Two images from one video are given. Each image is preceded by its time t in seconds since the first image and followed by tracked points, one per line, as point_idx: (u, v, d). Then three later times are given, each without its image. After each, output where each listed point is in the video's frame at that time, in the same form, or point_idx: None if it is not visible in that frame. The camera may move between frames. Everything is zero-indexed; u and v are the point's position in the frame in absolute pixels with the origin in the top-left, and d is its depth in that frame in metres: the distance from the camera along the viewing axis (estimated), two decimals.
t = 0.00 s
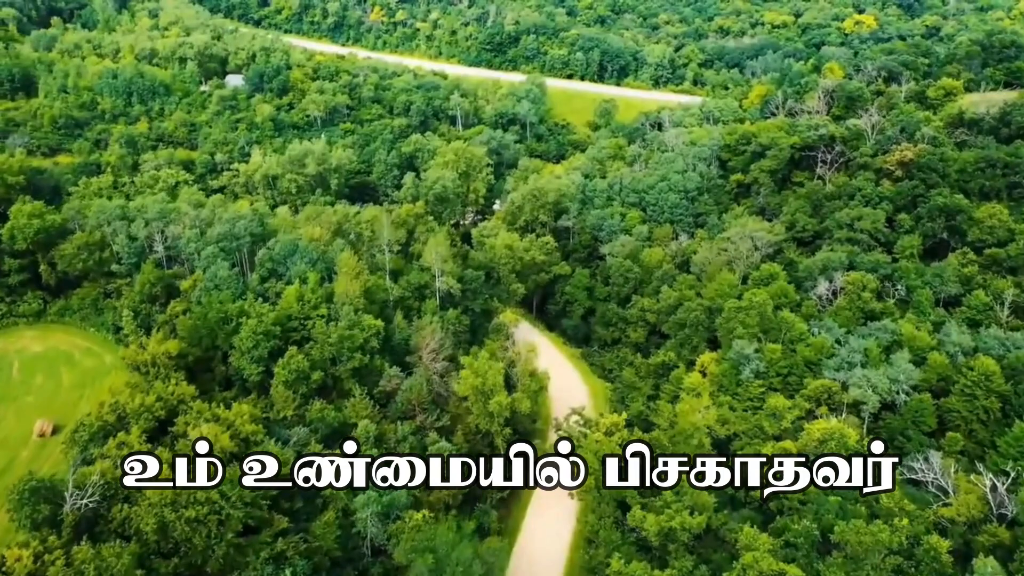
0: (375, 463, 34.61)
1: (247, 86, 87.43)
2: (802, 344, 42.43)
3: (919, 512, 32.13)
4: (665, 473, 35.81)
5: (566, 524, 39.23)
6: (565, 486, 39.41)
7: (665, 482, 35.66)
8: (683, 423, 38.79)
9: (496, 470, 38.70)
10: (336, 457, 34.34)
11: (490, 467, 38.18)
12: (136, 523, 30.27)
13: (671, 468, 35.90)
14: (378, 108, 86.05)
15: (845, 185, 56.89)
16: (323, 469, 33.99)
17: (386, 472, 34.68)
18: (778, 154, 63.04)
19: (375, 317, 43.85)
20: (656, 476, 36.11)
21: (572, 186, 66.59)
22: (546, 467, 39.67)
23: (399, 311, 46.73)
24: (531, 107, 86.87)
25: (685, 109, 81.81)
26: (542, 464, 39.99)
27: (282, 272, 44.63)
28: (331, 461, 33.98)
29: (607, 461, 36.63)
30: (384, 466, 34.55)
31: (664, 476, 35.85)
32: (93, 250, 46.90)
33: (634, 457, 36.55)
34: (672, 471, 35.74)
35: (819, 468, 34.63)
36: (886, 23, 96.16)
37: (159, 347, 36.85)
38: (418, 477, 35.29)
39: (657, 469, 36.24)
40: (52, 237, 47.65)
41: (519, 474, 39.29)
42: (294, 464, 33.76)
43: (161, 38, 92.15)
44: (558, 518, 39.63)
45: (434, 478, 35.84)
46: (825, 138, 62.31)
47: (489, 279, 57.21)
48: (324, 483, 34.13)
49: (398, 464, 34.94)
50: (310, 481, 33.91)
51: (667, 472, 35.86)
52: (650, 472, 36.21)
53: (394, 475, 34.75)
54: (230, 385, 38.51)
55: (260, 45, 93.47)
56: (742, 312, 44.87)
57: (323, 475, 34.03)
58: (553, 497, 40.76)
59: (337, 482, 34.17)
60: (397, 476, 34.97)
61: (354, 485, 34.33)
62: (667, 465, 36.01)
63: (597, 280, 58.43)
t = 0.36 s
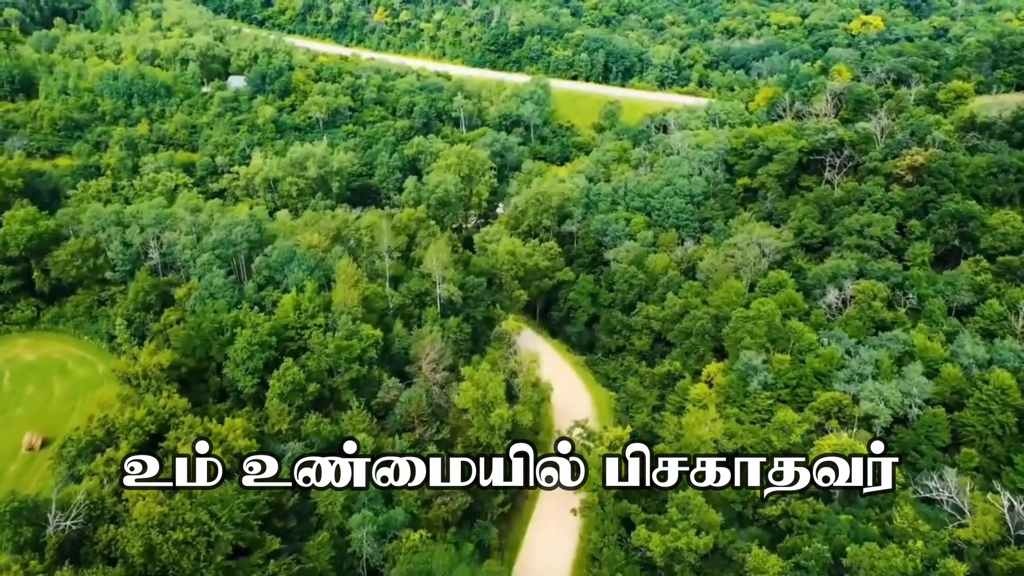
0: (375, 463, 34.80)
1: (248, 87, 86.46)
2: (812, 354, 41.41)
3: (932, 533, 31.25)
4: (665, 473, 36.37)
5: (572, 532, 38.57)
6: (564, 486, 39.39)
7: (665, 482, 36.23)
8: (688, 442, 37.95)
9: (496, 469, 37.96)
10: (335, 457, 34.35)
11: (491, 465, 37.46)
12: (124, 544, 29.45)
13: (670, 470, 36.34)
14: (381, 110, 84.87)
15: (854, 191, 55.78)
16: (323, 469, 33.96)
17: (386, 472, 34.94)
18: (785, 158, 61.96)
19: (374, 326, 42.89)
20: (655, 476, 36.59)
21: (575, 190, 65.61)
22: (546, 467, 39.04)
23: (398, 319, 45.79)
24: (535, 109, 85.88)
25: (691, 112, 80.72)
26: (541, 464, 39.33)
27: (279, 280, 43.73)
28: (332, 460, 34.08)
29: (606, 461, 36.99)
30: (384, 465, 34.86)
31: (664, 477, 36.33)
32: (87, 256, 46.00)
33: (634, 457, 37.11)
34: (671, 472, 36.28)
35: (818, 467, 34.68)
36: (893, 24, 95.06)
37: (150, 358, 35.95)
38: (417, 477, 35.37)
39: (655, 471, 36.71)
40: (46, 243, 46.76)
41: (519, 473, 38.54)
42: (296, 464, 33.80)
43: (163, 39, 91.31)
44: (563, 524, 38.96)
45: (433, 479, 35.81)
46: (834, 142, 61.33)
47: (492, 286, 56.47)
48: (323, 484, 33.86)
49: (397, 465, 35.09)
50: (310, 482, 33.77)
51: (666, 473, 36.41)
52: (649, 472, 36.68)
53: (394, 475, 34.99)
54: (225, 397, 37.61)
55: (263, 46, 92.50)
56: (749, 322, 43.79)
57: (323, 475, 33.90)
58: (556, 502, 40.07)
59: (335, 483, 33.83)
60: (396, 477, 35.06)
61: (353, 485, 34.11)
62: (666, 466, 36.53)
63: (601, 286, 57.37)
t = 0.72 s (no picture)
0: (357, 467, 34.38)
1: (251, 88, 85.53)
2: (822, 365, 40.37)
3: (948, 556, 30.23)
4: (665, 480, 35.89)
5: (574, 544, 37.80)
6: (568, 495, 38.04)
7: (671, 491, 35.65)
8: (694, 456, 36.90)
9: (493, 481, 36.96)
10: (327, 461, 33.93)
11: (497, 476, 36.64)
12: (110, 567, 28.48)
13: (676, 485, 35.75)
14: (385, 111, 83.57)
15: (864, 196, 54.63)
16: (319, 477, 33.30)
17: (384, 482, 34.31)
18: (794, 162, 60.84)
19: (373, 335, 41.91)
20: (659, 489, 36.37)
21: (580, 194, 64.55)
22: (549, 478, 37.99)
23: (399, 328, 44.80)
24: (540, 110, 84.84)
25: (697, 114, 79.59)
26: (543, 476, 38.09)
27: (277, 288, 42.78)
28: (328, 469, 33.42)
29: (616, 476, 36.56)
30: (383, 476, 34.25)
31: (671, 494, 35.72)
32: (82, 262, 45.08)
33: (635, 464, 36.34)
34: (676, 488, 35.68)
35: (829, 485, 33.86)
36: (902, 25, 93.88)
37: (143, 370, 35.05)
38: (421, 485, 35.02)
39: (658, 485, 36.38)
40: (40, 249, 45.93)
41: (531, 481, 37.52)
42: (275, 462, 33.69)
43: (166, 39, 90.56)
44: (564, 538, 38.18)
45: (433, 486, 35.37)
46: (843, 146, 60.25)
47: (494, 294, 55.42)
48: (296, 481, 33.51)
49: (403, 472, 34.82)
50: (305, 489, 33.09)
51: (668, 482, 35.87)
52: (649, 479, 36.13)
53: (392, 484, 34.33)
54: (219, 410, 36.72)
55: (266, 46, 91.64)
56: (758, 332, 42.72)
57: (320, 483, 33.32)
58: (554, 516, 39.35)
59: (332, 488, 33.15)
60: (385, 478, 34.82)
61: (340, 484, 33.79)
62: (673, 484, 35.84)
63: (606, 292, 56.33)
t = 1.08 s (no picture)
0: (365, 475, 33.62)
1: (257, 89, 84.70)
2: (834, 377, 39.40)
3: None
4: (692, 483, 35.62)
5: (578, 560, 37.12)
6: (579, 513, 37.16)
7: (706, 495, 35.23)
8: (706, 460, 36.77)
9: (497, 484, 36.58)
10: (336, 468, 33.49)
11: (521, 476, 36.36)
12: None
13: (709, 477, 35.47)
14: (391, 112, 82.78)
15: (877, 202, 53.61)
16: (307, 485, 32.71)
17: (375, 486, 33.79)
18: (805, 166, 59.89)
19: (376, 344, 41.10)
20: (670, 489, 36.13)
21: (587, 198, 63.61)
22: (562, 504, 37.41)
23: (402, 336, 43.95)
24: (547, 111, 83.88)
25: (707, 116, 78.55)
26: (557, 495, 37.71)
27: (278, 295, 41.97)
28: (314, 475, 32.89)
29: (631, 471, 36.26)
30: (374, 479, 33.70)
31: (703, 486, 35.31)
32: (81, 268, 44.37)
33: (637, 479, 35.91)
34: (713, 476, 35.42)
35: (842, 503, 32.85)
36: (913, 26, 92.72)
37: (138, 381, 34.31)
38: (446, 496, 34.68)
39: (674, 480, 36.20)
40: (39, 254, 45.23)
41: (555, 489, 37.38)
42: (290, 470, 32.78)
43: (173, 40, 90.00)
44: (568, 553, 37.48)
45: (450, 499, 34.81)
46: (856, 150, 59.22)
47: (500, 300, 54.35)
48: (301, 500, 32.49)
49: (426, 479, 34.67)
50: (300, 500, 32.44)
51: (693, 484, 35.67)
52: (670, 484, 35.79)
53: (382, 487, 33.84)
54: (217, 421, 35.92)
55: (272, 47, 90.93)
56: (769, 341, 41.68)
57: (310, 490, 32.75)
58: (561, 528, 38.71)
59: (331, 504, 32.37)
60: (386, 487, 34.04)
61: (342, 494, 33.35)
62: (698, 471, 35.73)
63: (614, 298, 55.40)
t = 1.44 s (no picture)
0: (364, 415, 34.69)
1: (267, 90, 83.81)
2: (852, 392, 38.34)
3: None
4: (724, 493, 34.71)
5: None
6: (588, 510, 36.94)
7: (706, 434, 38.98)
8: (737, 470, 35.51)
9: (497, 423, 36.73)
10: (356, 477, 33.18)
11: (523, 416, 35.21)
12: None
13: (708, 417, 39.19)
14: (401, 114, 81.76)
15: (895, 209, 52.35)
16: (301, 424, 33.55)
17: (374, 423, 35.04)
18: (821, 171, 58.78)
19: (381, 353, 40.20)
20: (670, 429, 39.89)
21: (598, 202, 62.51)
22: (570, 489, 36.95)
23: (408, 345, 43.04)
24: (559, 113, 82.80)
25: (721, 119, 77.29)
26: (564, 487, 37.18)
27: (281, 303, 41.13)
28: (308, 415, 33.67)
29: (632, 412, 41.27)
30: (374, 417, 34.80)
31: (704, 426, 39.03)
32: (82, 274, 43.63)
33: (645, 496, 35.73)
34: (712, 417, 39.16)
35: (862, 527, 31.89)
36: (930, 28, 91.21)
37: (136, 393, 33.48)
38: (445, 436, 35.40)
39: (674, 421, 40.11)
40: (40, 259, 44.51)
41: (556, 428, 36.26)
42: (291, 410, 33.45)
43: (184, 40, 89.34)
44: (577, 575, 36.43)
45: (450, 438, 35.51)
46: (873, 155, 58.07)
47: (508, 307, 53.40)
48: (302, 439, 33.54)
49: (426, 418, 35.43)
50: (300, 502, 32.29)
51: (726, 495, 34.77)
52: (701, 492, 35.18)
53: (383, 425, 35.07)
54: (217, 433, 35.07)
55: (283, 47, 90.13)
56: (784, 354, 40.55)
57: (302, 430, 33.50)
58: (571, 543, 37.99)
59: (331, 523, 31.74)
60: (395, 497, 33.71)
61: (361, 505, 33.28)
62: (697, 413, 39.56)
63: (625, 305, 54.34)
